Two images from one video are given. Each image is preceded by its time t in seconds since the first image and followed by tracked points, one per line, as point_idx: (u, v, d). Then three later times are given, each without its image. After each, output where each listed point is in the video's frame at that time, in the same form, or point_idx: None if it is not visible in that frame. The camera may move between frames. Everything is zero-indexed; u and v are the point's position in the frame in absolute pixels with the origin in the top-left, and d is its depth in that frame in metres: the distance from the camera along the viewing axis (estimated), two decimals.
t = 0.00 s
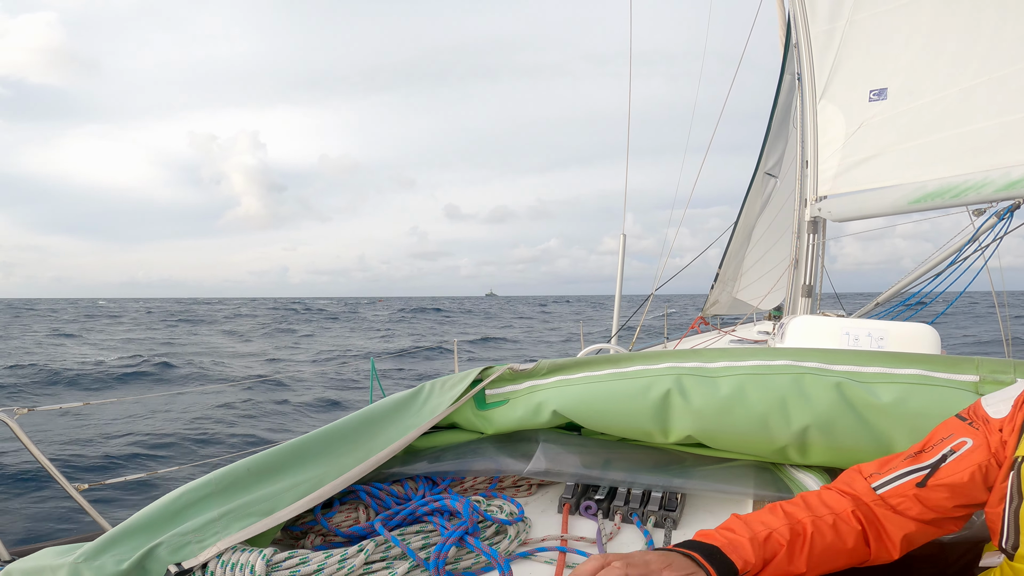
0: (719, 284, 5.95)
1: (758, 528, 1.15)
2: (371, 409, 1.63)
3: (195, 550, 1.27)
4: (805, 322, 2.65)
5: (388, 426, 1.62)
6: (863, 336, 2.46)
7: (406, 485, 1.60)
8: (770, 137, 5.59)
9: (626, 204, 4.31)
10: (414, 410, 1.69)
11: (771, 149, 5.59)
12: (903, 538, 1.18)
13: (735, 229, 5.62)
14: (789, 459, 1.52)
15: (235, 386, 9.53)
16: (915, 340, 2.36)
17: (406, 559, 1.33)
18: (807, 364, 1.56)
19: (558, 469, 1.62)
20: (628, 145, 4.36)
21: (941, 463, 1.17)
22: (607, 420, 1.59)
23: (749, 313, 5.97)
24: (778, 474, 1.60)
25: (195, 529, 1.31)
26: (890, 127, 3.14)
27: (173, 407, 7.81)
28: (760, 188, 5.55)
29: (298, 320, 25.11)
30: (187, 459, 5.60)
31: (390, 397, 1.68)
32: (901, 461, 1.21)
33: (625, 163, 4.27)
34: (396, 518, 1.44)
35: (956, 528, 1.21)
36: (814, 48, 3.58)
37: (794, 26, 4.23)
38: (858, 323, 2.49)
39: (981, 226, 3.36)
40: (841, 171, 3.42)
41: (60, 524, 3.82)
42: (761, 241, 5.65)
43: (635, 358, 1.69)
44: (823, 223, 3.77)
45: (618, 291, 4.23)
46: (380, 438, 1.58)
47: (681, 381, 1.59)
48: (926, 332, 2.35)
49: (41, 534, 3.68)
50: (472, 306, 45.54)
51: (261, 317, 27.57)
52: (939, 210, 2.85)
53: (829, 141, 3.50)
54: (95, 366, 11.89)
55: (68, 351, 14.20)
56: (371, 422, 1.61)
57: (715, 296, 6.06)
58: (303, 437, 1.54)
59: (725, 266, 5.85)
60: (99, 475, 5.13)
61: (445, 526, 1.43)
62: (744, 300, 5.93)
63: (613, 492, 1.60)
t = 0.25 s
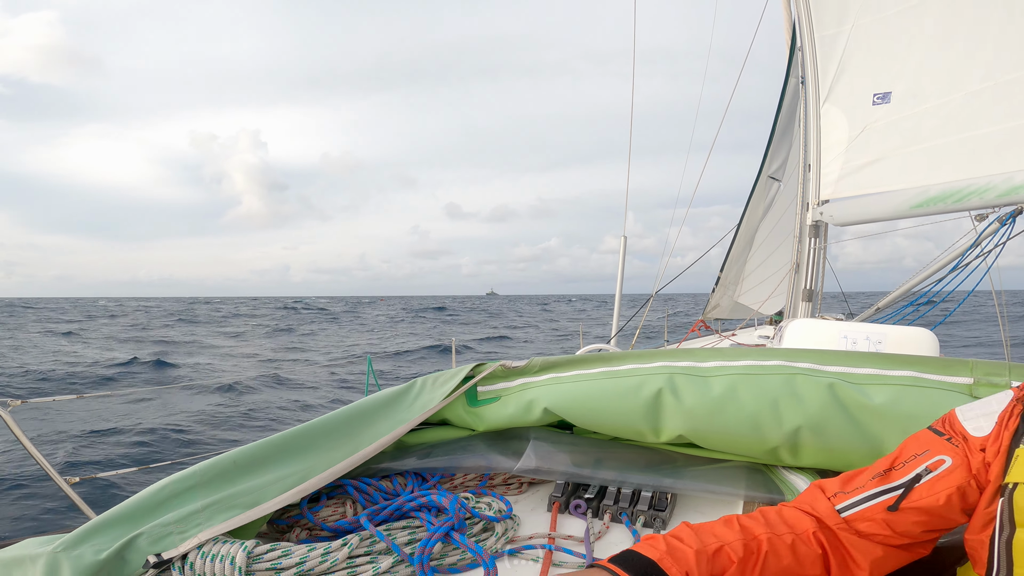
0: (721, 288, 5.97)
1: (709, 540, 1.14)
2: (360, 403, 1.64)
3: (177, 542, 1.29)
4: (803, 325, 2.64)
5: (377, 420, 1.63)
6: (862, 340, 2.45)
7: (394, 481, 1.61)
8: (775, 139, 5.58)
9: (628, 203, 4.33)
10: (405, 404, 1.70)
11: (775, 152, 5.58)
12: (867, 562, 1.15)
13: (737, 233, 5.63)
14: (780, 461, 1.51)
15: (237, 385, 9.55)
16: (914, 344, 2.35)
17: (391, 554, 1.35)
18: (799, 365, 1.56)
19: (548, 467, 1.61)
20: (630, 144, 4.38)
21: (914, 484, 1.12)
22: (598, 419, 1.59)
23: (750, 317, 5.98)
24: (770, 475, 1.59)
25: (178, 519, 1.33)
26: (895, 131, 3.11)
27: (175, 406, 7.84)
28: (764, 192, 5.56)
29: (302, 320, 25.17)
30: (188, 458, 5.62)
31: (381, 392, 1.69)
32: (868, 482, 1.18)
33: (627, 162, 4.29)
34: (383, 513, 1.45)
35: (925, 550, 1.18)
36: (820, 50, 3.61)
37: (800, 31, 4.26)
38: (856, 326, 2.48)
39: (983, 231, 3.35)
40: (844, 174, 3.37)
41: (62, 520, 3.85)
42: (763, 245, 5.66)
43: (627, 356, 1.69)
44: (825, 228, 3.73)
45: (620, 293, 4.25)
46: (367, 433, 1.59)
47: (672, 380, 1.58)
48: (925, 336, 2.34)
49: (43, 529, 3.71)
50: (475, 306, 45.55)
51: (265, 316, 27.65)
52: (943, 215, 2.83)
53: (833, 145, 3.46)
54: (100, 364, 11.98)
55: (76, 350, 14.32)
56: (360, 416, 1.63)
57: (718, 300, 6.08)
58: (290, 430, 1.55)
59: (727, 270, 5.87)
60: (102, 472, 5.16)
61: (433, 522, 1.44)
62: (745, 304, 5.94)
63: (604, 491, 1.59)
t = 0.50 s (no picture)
0: (721, 293, 5.94)
1: (707, 562, 1.14)
2: (355, 404, 1.65)
3: (163, 541, 1.31)
4: (804, 331, 2.63)
5: (371, 421, 1.64)
6: (861, 347, 2.43)
7: (387, 482, 1.61)
8: (778, 145, 5.57)
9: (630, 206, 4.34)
10: (400, 405, 1.70)
11: (778, 158, 5.57)
12: None
13: (738, 239, 5.59)
14: (777, 466, 1.51)
15: (239, 386, 9.57)
16: (916, 352, 2.33)
17: (382, 556, 1.36)
18: (797, 371, 1.55)
19: (543, 471, 1.59)
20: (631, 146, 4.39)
21: (897, 523, 1.12)
22: (593, 423, 1.58)
23: (751, 323, 5.95)
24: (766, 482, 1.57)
25: (166, 519, 1.35)
26: (899, 138, 3.11)
27: (177, 406, 7.87)
28: (767, 197, 5.54)
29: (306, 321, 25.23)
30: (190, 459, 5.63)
31: (376, 393, 1.70)
32: (853, 520, 1.17)
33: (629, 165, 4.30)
34: (375, 514, 1.46)
35: None
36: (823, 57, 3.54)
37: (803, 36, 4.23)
38: (856, 333, 2.46)
39: (986, 237, 3.34)
40: (848, 181, 3.36)
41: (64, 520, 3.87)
42: (765, 251, 5.63)
43: (625, 360, 1.68)
44: (827, 235, 3.73)
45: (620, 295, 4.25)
46: (361, 434, 1.60)
47: (670, 384, 1.57)
48: (925, 343, 2.32)
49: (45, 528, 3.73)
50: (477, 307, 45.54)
51: (268, 317, 27.73)
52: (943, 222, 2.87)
53: (835, 151, 3.46)
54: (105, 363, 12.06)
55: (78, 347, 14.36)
56: (355, 418, 1.63)
57: (718, 305, 6.03)
58: (283, 431, 1.56)
59: (727, 275, 5.82)
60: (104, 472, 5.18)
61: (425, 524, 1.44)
62: (745, 310, 5.90)
63: (598, 496, 1.59)
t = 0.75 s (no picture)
0: (720, 295, 5.92)
1: (700, 567, 1.13)
2: (351, 403, 1.66)
3: (156, 538, 1.31)
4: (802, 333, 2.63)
5: (367, 420, 1.65)
6: (859, 350, 2.43)
7: (383, 481, 1.62)
8: (779, 147, 5.57)
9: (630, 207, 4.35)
10: (395, 404, 1.70)
11: (779, 160, 5.57)
12: None
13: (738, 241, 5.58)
14: (772, 469, 1.51)
15: (239, 386, 9.59)
16: (913, 355, 2.33)
17: (375, 555, 1.37)
18: (793, 373, 1.55)
19: (538, 471, 1.59)
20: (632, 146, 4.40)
21: (869, 549, 1.12)
22: (589, 424, 1.58)
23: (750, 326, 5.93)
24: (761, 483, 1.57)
25: (159, 515, 1.35)
26: (899, 141, 3.11)
27: (178, 405, 7.89)
28: (767, 200, 5.54)
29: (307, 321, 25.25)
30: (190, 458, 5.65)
31: (373, 392, 1.70)
32: (832, 545, 1.18)
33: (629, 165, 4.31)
34: (369, 513, 1.47)
35: None
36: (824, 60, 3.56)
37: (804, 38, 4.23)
38: (854, 335, 2.46)
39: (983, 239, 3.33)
40: (847, 184, 3.38)
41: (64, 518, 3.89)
42: (765, 254, 5.63)
43: (621, 361, 1.68)
44: (826, 237, 3.73)
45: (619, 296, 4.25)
46: (356, 432, 1.61)
47: (666, 386, 1.57)
48: (922, 346, 2.32)
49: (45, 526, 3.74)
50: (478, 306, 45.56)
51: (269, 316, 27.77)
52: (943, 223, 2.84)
53: (835, 154, 3.47)
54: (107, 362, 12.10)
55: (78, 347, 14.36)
56: (350, 416, 1.64)
57: (717, 307, 5.96)
58: (278, 429, 1.57)
59: (727, 277, 5.80)
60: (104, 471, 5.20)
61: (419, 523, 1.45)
62: (744, 312, 5.89)
63: (593, 496, 1.59)
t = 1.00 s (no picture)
0: (720, 293, 5.97)
1: (704, 559, 1.13)
2: (353, 397, 1.67)
3: (158, 532, 1.32)
4: (801, 330, 2.63)
5: (368, 414, 1.65)
6: (858, 347, 2.43)
7: (384, 476, 1.62)
8: (779, 145, 5.56)
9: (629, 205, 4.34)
10: (397, 398, 1.70)
11: (779, 158, 5.56)
12: None
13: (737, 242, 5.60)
14: (772, 464, 1.51)
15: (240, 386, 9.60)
16: (911, 352, 2.33)
17: (377, 548, 1.37)
18: (793, 368, 1.55)
19: (539, 465, 1.59)
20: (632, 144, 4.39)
21: (856, 548, 1.13)
22: (589, 419, 1.59)
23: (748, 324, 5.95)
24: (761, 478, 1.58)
25: (161, 509, 1.36)
26: (899, 140, 3.10)
27: (178, 404, 7.91)
28: (766, 199, 5.53)
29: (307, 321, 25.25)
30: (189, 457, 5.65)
31: (373, 386, 1.71)
32: (823, 539, 1.19)
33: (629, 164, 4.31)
34: (371, 507, 1.48)
35: None
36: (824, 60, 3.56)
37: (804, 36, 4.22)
38: (853, 333, 2.46)
39: (981, 238, 3.33)
40: (846, 183, 3.38)
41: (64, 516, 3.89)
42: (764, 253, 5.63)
43: (621, 355, 1.68)
44: (825, 235, 3.72)
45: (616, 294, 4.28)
46: (358, 426, 1.62)
47: (666, 381, 1.57)
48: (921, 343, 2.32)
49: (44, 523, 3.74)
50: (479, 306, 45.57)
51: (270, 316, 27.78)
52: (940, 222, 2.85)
53: (834, 153, 3.46)
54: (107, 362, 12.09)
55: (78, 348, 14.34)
56: (352, 410, 1.65)
57: (715, 307, 6.07)
58: (280, 423, 1.58)
59: (726, 275, 5.83)
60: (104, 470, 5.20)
61: (421, 517, 1.46)
62: (743, 311, 5.90)
63: (595, 490, 1.58)
